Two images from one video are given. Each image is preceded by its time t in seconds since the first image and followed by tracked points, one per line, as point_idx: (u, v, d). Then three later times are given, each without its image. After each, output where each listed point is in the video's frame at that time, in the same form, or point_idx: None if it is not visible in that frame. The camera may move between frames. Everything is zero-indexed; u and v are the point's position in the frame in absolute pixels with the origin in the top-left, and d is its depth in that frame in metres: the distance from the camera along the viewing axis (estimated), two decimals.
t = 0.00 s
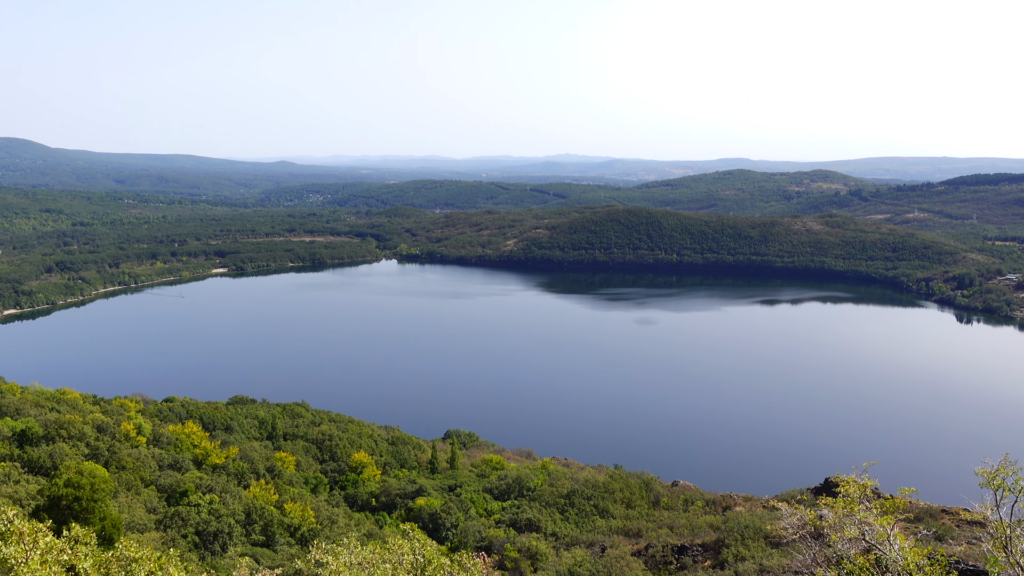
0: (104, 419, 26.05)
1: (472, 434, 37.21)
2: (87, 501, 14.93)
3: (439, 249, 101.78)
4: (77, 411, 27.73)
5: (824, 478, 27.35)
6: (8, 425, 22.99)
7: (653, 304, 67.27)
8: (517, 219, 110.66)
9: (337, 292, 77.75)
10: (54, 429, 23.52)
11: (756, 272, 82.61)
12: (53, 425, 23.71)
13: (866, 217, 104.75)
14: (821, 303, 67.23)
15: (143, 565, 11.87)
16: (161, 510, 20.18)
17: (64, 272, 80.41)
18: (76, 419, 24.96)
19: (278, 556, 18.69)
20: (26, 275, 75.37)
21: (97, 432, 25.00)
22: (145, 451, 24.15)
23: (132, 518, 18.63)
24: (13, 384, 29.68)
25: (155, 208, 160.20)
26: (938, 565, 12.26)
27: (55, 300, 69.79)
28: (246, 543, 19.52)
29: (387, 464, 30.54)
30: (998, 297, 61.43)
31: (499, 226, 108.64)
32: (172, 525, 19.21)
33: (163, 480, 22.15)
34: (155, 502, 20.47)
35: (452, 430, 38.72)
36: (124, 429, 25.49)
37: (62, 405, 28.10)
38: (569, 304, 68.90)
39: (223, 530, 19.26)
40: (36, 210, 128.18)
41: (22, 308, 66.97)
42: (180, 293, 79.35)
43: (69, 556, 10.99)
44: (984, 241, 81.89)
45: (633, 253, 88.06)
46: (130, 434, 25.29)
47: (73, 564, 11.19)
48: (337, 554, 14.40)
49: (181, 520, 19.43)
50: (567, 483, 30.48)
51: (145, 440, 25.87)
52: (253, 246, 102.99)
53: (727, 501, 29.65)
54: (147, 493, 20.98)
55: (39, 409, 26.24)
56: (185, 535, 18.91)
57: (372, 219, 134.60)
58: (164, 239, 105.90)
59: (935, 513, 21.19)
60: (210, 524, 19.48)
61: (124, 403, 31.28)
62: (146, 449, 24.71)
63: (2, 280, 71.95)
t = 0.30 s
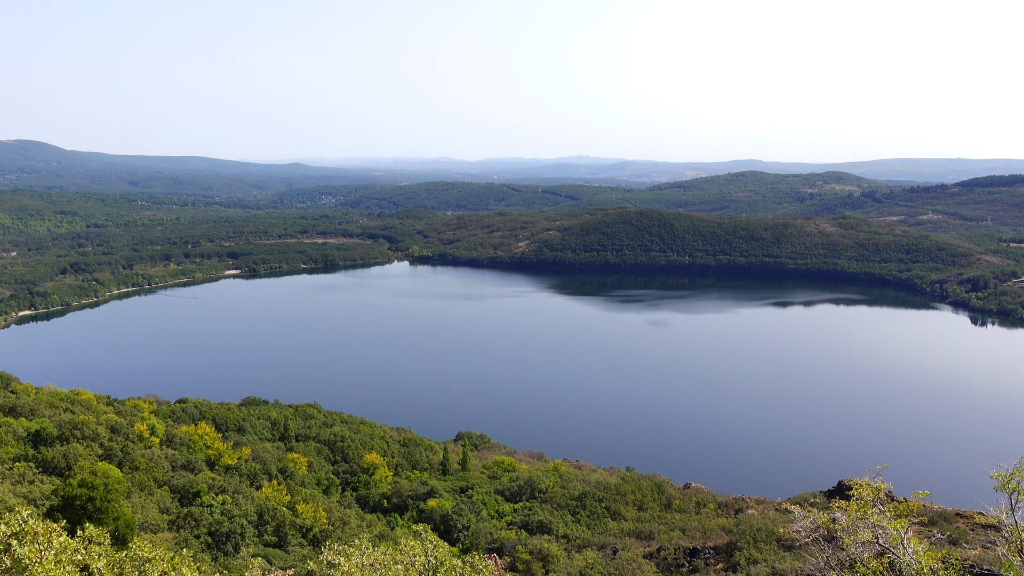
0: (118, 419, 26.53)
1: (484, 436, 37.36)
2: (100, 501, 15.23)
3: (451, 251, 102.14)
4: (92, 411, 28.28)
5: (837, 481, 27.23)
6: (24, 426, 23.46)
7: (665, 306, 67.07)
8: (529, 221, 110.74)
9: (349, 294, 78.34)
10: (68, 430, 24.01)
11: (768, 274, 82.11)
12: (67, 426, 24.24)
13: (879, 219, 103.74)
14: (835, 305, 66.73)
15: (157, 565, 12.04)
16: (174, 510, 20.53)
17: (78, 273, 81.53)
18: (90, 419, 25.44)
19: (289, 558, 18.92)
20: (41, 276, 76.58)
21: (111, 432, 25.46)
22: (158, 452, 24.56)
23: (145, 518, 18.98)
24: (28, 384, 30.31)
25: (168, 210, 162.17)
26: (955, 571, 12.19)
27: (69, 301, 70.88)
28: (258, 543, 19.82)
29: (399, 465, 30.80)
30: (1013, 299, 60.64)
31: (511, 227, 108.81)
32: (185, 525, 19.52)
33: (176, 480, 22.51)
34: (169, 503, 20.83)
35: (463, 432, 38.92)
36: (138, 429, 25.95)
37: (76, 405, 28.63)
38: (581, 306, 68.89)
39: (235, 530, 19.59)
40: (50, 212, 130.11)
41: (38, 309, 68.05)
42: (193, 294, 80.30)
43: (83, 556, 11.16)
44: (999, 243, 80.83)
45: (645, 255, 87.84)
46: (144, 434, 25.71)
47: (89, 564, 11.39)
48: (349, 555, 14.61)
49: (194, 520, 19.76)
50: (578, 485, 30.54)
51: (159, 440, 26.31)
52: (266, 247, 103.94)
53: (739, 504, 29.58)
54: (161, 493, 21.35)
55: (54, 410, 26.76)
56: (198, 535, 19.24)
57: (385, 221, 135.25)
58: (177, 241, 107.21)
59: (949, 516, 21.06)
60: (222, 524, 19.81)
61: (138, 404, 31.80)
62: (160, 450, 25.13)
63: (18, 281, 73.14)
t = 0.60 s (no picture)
0: (131, 420, 27.00)
1: (495, 438, 37.58)
2: (114, 501, 15.53)
3: (462, 253, 102.46)
4: (106, 411, 28.81)
5: (851, 484, 27.11)
6: (38, 426, 23.92)
7: (677, 308, 66.84)
8: (541, 223, 110.89)
9: (360, 295, 78.88)
10: (82, 430, 24.47)
11: (781, 276, 81.64)
12: (81, 426, 24.70)
13: (893, 221, 102.70)
14: (848, 307, 66.24)
15: (170, 565, 12.09)
16: (187, 511, 20.88)
17: (92, 274, 82.70)
18: (104, 419, 25.90)
19: (301, 558, 19.19)
20: (56, 277, 77.69)
21: (124, 432, 25.90)
22: (172, 452, 24.98)
23: (158, 518, 19.31)
24: (42, 385, 30.88)
25: (182, 211, 163.98)
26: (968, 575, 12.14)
27: (83, 302, 71.95)
28: (270, 544, 20.10)
29: (411, 467, 31.06)
30: None
31: (523, 229, 108.97)
32: (198, 526, 19.84)
33: (189, 481, 22.90)
34: (181, 503, 21.18)
35: (475, 433, 39.16)
36: (152, 430, 26.39)
37: (90, 406, 29.14)
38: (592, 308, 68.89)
39: (246, 531, 19.89)
40: (65, 213, 132.04)
41: (53, 310, 69.03)
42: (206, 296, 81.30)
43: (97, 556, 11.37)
44: (1016, 245, 79.73)
45: (657, 257, 87.63)
46: (157, 435, 26.16)
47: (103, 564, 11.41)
48: (360, 556, 14.81)
49: (207, 521, 20.07)
50: (590, 487, 30.64)
51: (172, 440, 26.76)
52: (278, 249, 104.88)
53: (751, 507, 29.53)
54: (174, 494, 21.72)
55: (67, 410, 27.26)
56: (211, 535, 19.57)
57: (397, 223, 135.94)
58: (191, 242, 108.49)
59: (963, 520, 20.92)
60: (234, 524, 20.14)
61: (151, 404, 32.37)
62: (173, 450, 25.55)
63: (34, 282, 74.25)
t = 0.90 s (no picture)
0: (144, 421, 27.47)
1: (507, 440, 37.77)
2: (127, 502, 15.80)
3: (474, 255, 102.79)
4: (120, 412, 29.32)
5: (864, 488, 27.00)
6: (53, 427, 24.38)
7: (690, 311, 66.62)
8: (553, 225, 111.04)
9: (372, 297, 79.42)
10: (96, 430, 24.93)
11: (794, 278, 81.17)
12: (95, 427, 25.16)
13: (907, 223, 101.67)
14: (862, 310, 65.75)
15: (182, 566, 12.15)
16: (200, 511, 21.21)
17: (106, 276, 83.88)
18: (118, 420, 26.38)
19: (313, 560, 19.43)
20: (70, 279, 78.89)
21: (138, 433, 26.35)
22: (184, 453, 25.38)
23: (172, 518, 19.64)
24: (57, 386, 31.46)
25: (195, 213, 165.81)
26: None
27: (98, 304, 73.00)
28: (283, 545, 20.38)
29: (422, 469, 31.32)
30: None
31: (535, 231, 109.17)
32: (211, 526, 20.15)
33: (201, 482, 23.26)
34: (194, 504, 21.51)
35: (487, 435, 39.39)
36: (165, 431, 26.82)
37: (104, 407, 29.69)
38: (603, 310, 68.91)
39: (259, 532, 20.19)
40: (80, 215, 133.98)
41: (67, 311, 69.88)
42: (218, 297, 82.29)
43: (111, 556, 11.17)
44: None
45: (669, 259, 87.42)
46: (169, 436, 26.57)
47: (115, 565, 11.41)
48: (373, 557, 14.95)
49: (219, 522, 20.37)
50: (601, 490, 30.74)
51: (185, 442, 27.19)
52: (291, 251, 105.77)
53: (764, 510, 29.47)
54: (187, 495, 22.06)
55: (81, 411, 27.78)
56: (224, 536, 19.83)
57: (409, 224, 136.71)
58: (204, 244, 109.74)
59: (977, 524, 20.80)
60: (246, 526, 20.42)
61: (164, 405, 32.90)
62: (186, 451, 25.98)
63: (48, 284, 75.40)
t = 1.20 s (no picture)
0: (157, 423, 27.93)
1: (519, 443, 37.96)
2: (140, 502, 16.08)
3: (486, 257, 103.09)
4: (134, 414, 29.83)
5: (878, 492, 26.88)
6: (67, 429, 24.82)
7: (702, 314, 66.38)
8: (565, 228, 111.11)
9: (383, 299, 80.00)
10: (109, 432, 25.33)
11: (807, 281, 80.70)
12: (109, 428, 25.60)
13: (921, 226, 100.71)
14: (876, 313, 65.26)
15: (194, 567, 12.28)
16: (212, 513, 21.52)
17: (120, 277, 85.08)
18: (131, 422, 26.81)
19: (325, 561, 19.66)
20: (84, 281, 80.04)
21: (151, 435, 26.77)
22: (197, 455, 25.79)
23: (184, 519, 19.93)
24: (71, 387, 32.04)
25: (208, 216, 167.68)
26: None
27: (112, 305, 74.08)
28: (294, 547, 20.67)
29: (434, 471, 31.55)
30: None
31: (547, 234, 109.30)
32: (223, 527, 20.42)
33: (214, 483, 23.60)
34: (207, 505, 21.81)
35: (498, 438, 39.56)
36: (178, 432, 27.23)
37: (118, 408, 30.17)
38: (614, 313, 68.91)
39: (271, 533, 20.48)
40: (95, 218, 135.83)
41: (81, 313, 70.81)
42: (231, 299, 83.27)
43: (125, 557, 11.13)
44: None
45: (681, 261, 87.15)
46: (182, 437, 26.99)
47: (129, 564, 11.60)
48: (384, 559, 15.08)
49: (231, 523, 20.65)
50: (613, 493, 30.80)
51: (198, 443, 27.59)
52: (303, 253, 106.66)
53: (776, 514, 29.39)
54: (199, 496, 22.39)
55: (95, 412, 28.31)
56: (236, 537, 20.09)
57: (420, 227, 137.38)
58: (218, 246, 110.98)
59: (992, 530, 20.63)
60: (259, 528, 20.70)
61: (178, 407, 33.43)
62: (198, 452, 26.37)
63: (63, 286, 76.53)
